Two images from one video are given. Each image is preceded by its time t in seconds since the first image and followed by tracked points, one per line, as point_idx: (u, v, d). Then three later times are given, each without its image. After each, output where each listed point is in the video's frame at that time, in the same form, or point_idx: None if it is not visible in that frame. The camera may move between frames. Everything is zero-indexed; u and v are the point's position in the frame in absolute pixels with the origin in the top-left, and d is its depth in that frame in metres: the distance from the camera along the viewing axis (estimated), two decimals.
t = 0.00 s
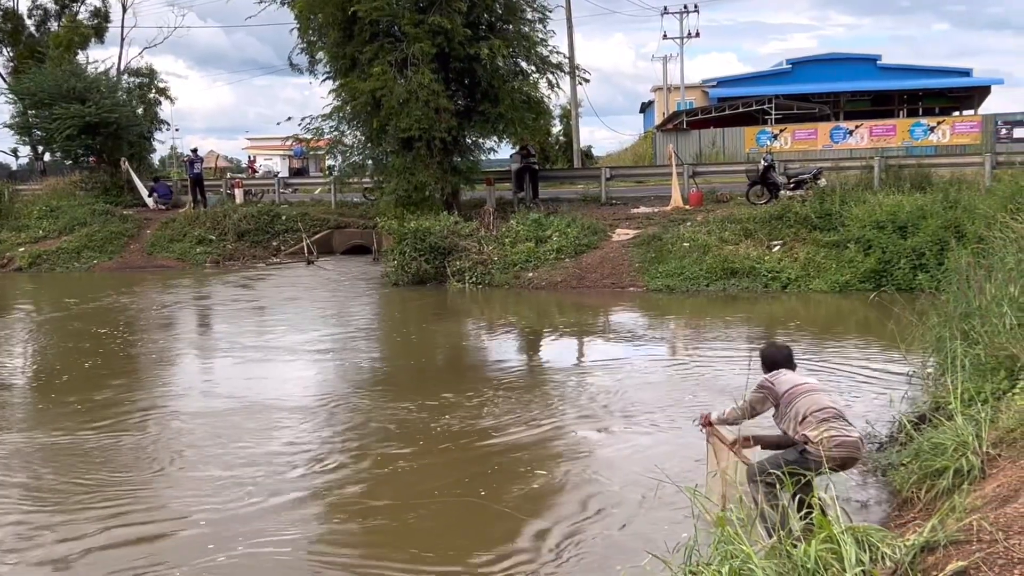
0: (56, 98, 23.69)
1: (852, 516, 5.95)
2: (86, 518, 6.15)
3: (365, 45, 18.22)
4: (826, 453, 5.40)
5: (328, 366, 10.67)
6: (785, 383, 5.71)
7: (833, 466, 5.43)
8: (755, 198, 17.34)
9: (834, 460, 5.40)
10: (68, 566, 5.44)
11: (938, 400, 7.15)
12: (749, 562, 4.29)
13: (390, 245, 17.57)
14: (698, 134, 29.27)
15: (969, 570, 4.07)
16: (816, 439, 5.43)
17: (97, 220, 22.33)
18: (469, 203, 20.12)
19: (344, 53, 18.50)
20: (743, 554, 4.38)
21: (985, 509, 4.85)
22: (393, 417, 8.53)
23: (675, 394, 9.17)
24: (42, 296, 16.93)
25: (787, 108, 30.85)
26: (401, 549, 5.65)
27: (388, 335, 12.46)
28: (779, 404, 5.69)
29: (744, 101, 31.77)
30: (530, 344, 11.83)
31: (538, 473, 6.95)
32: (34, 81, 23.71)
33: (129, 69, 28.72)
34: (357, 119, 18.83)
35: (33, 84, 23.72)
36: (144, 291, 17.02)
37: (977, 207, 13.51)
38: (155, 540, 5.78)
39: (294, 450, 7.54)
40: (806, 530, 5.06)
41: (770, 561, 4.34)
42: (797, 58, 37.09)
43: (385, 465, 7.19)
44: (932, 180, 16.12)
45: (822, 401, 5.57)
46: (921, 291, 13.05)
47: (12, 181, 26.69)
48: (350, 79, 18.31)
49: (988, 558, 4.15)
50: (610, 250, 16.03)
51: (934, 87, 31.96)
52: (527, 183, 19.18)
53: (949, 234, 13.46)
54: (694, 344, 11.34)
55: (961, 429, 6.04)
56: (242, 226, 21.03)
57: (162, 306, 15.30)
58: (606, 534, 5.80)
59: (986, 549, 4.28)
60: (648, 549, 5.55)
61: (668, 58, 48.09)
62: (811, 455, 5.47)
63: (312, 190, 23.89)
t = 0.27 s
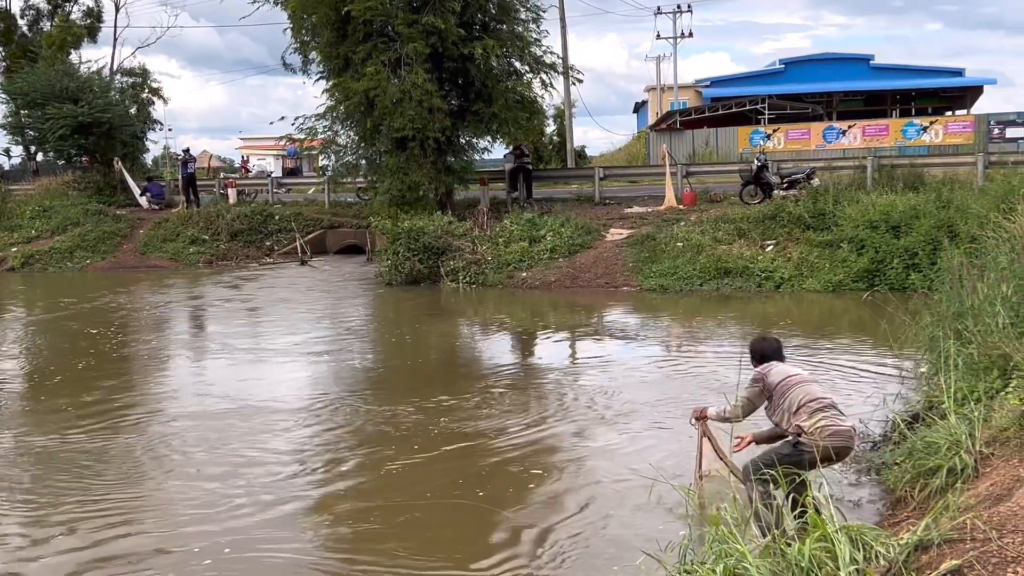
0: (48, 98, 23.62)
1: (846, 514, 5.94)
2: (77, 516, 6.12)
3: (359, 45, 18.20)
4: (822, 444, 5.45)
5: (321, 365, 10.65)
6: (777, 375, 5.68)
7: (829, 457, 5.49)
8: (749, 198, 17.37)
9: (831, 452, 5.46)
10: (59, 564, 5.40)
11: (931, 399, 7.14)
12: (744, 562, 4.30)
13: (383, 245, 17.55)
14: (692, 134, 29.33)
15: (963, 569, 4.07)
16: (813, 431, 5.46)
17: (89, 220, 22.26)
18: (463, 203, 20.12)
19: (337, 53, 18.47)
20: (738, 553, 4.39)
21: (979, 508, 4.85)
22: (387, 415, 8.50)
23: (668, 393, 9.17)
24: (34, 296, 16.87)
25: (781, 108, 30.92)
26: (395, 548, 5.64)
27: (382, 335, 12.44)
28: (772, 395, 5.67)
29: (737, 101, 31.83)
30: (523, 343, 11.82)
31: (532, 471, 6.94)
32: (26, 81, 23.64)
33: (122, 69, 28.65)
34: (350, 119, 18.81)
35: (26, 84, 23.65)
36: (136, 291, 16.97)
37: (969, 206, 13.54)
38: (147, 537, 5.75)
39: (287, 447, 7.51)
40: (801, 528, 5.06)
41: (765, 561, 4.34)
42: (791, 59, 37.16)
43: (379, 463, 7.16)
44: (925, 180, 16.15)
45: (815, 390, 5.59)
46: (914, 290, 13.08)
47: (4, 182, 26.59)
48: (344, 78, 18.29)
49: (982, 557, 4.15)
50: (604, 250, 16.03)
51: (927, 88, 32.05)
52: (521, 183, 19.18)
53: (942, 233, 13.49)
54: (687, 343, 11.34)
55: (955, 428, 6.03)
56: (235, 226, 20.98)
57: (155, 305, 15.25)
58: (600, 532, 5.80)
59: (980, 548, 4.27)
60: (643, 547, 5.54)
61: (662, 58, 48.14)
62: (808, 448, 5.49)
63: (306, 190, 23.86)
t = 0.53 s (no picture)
0: (42, 98, 23.58)
1: (841, 514, 5.92)
2: (72, 519, 6.11)
3: (353, 45, 18.19)
4: (822, 439, 5.40)
5: (316, 367, 10.63)
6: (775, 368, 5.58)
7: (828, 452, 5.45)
8: (743, 198, 17.39)
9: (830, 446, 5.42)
10: (53, 566, 5.39)
11: (926, 399, 7.13)
12: (739, 561, 4.30)
13: (378, 246, 17.55)
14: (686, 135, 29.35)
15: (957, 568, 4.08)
16: (814, 426, 5.39)
17: (84, 221, 22.22)
18: (458, 203, 20.12)
19: (332, 54, 18.45)
20: (733, 553, 4.39)
21: (973, 508, 4.85)
22: (381, 417, 8.49)
23: (662, 393, 9.16)
24: (28, 297, 16.82)
25: (775, 109, 30.96)
26: (390, 549, 5.63)
27: (376, 336, 12.42)
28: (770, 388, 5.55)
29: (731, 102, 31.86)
30: (519, 344, 11.81)
31: (526, 472, 6.94)
32: (20, 82, 23.60)
33: (116, 70, 28.59)
34: (345, 120, 18.81)
35: (20, 85, 23.61)
36: (130, 292, 16.93)
37: (963, 206, 13.57)
38: (142, 540, 5.74)
39: (282, 448, 7.50)
40: (796, 528, 5.06)
41: (759, 560, 4.35)
42: (785, 60, 37.21)
43: (374, 464, 7.15)
44: (919, 180, 16.18)
45: (812, 384, 5.53)
46: (908, 291, 13.10)
47: None
48: (338, 79, 18.28)
49: (976, 556, 4.16)
50: (599, 250, 16.04)
51: (921, 88, 32.11)
52: (515, 183, 19.20)
53: (936, 234, 13.51)
54: (682, 344, 11.35)
55: (949, 428, 6.01)
56: (229, 227, 20.96)
57: (149, 307, 15.22)
58: (595, 533, 5.80)
59: (975, 547, 4.27)
60: (638, 548, 5.54)
61: (656, 58, 48.17)
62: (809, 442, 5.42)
63: (300, 191, 23.84)
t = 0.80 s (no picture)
0: (36, 101, 23.55)
1: (836, 516, 5.91)
2: (65, 524, 6.09)
3: (347, 48, 18.19)
4: (820, 433, 5.43)
5: (310, 370, 10.62)
6: (772, 364, 5.60)
7: (826, 448, 5.46)
8: (737, 200, 17.42)
9: (828, 441, 5.44)
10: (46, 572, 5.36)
11: (920, 401, 7.11)
12: (734, 563, 4.30)
13: (373, 248, 17.54)
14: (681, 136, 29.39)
15: (953, 570, 4.08)
16: (813, 420, 5.41)
17: (78, 223, 22.18)
18: (453, 206, 20.12)
19: (326, 56, 18.45)
20: (729, 555, 4.39)
21: (968, 509, 4.85)
22: (376, 420, 8.49)
23: (656, 396, 9.17)
24: (22, 300, 16.78)
25: (769, 111, 31.02)
26: (387, 553, 5.62)
27: (371, 339, 12.41)
28: (769, 382, 5.56)
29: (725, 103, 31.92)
30: (513, 347, 11.81)
31: (522, 475, 6.93)
32: (13, 85, 23.57)
33: (110, 73, 28.57)
34: (339, 122, 18.80)
35: (13, 87, 23.58)
36: (124, 295, 16.90)
37: (956, 208, 13.61)
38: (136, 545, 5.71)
39: (277, 452, 7.49)
40: (791, 531, 5.06)
41: (755, 562, 4.35)
42: (779, 61, 37.28)
43: (369, 468, 7.14)
44: (913, 182, 16.21)
45: (807, 380, 5.59)
46: (902, 292, 13.13)
47: None
48: (333, 82, 18.27)
49: (971, 558, 4.16)
50: (594, 252, 16.05)
51: (915, 90, 32.19)
52: (510, 186, 19.21)
53: (930, 235, 13.54)
54: (676, 346, 11.35)
55: (943, 429, 6.00)
56: (224, 229, 20.94)
57: (144, 310, 15.18)
58: (590, 536, 5.80)
59: (970, 548, 4.27)
60: (633, 550, 5.54)
61: (651, 60, 48.23)
62: (809, 436, 5.41)
63: (295, 194, 23.83)
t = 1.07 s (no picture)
0: (30, 105, 23.52)
1: (832, 520, 5.90)
2: (60, 533, 6.07)
3: (343, 52, 18.20)
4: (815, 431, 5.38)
5: (305, 376, 10.61)
6: (765, 360, 5.49)
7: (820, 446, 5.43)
8: (732, 204, 17.45)
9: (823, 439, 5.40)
10: None
11: (915, 404, 7.10)
12: (730, 569, 4.29)
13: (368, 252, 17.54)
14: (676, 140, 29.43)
15: (949, 573, 4.08)
16: (808, 418, 5.35)
17: (72, 228, 22.13)
18: (448, 210, 20.14)
19: (322, 60, 18.45)
20: (725, 560, 4.38)
21: (964, 513, 4.85)
22: (371, 426, 8.47)
23: (652, 400, 9.17)
24: (16, 306, 16.73)
25: (764, 114, 31.09)
26: (382, 560, 5.60)
27: (366, 344, 12.40)
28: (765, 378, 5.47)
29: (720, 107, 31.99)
30: (509, 351, 11.81)
31: (518, 481, 6.93)
32: (8, 89, 23.54)
33: (104, 77, 28.55)
34: (335, 127, 18.80)
35: (8, 92, 23.55)
36: (119, 300, 16.87)
37: (951, 211, 13.64)
38: (132, 554, 5.70)
39: (273, 459, 7.48)
40: (788, 535, 5.05)
41: (751, 567, 4.34)
42: (774, 65, 37.36)
43: (365, 474, 7.13)
44: (908, 185, 16.25)
45: (801, 374, 5.50)
46: (897, 296, 13.16)
47: None
48: (328, 86, 18.28)
49: (967, 562, 4.16)
50: (589, 256, 16.06)
51: (910, 93, 32.28)
52: (505, 190, 19.23)
53: (925, 239, 13.58)
54: (671, 350, 11.36)
55: (939, 433, 5.99)
56: (219, 233, 20.92)
57: (139, 315, 15.15)
58: (587, 541, 5.79)
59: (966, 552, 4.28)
60: (630, 555, 5.53)
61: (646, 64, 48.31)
62: (803, 435, 5.37)
63: (290, 198, 23.81)
